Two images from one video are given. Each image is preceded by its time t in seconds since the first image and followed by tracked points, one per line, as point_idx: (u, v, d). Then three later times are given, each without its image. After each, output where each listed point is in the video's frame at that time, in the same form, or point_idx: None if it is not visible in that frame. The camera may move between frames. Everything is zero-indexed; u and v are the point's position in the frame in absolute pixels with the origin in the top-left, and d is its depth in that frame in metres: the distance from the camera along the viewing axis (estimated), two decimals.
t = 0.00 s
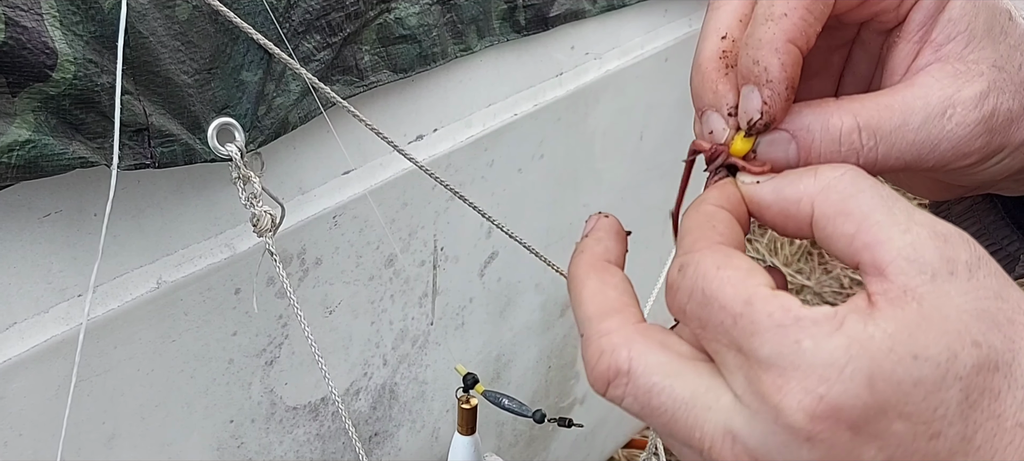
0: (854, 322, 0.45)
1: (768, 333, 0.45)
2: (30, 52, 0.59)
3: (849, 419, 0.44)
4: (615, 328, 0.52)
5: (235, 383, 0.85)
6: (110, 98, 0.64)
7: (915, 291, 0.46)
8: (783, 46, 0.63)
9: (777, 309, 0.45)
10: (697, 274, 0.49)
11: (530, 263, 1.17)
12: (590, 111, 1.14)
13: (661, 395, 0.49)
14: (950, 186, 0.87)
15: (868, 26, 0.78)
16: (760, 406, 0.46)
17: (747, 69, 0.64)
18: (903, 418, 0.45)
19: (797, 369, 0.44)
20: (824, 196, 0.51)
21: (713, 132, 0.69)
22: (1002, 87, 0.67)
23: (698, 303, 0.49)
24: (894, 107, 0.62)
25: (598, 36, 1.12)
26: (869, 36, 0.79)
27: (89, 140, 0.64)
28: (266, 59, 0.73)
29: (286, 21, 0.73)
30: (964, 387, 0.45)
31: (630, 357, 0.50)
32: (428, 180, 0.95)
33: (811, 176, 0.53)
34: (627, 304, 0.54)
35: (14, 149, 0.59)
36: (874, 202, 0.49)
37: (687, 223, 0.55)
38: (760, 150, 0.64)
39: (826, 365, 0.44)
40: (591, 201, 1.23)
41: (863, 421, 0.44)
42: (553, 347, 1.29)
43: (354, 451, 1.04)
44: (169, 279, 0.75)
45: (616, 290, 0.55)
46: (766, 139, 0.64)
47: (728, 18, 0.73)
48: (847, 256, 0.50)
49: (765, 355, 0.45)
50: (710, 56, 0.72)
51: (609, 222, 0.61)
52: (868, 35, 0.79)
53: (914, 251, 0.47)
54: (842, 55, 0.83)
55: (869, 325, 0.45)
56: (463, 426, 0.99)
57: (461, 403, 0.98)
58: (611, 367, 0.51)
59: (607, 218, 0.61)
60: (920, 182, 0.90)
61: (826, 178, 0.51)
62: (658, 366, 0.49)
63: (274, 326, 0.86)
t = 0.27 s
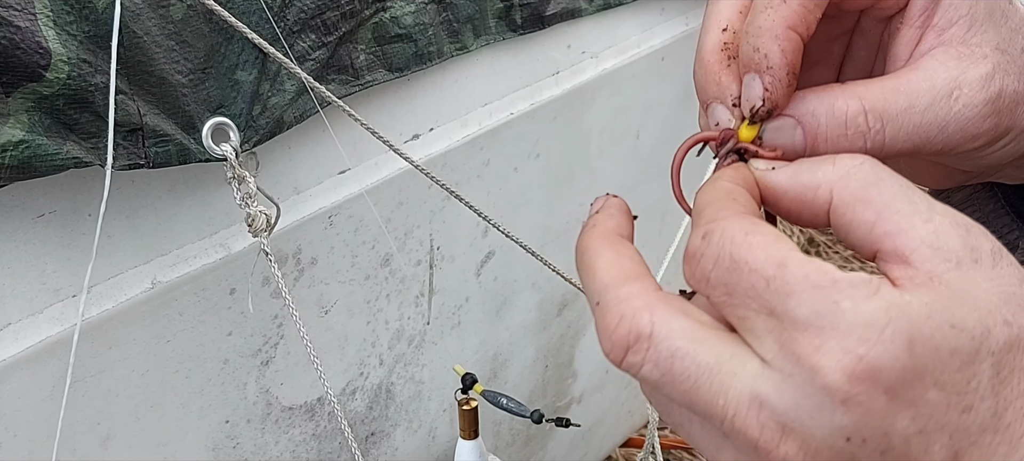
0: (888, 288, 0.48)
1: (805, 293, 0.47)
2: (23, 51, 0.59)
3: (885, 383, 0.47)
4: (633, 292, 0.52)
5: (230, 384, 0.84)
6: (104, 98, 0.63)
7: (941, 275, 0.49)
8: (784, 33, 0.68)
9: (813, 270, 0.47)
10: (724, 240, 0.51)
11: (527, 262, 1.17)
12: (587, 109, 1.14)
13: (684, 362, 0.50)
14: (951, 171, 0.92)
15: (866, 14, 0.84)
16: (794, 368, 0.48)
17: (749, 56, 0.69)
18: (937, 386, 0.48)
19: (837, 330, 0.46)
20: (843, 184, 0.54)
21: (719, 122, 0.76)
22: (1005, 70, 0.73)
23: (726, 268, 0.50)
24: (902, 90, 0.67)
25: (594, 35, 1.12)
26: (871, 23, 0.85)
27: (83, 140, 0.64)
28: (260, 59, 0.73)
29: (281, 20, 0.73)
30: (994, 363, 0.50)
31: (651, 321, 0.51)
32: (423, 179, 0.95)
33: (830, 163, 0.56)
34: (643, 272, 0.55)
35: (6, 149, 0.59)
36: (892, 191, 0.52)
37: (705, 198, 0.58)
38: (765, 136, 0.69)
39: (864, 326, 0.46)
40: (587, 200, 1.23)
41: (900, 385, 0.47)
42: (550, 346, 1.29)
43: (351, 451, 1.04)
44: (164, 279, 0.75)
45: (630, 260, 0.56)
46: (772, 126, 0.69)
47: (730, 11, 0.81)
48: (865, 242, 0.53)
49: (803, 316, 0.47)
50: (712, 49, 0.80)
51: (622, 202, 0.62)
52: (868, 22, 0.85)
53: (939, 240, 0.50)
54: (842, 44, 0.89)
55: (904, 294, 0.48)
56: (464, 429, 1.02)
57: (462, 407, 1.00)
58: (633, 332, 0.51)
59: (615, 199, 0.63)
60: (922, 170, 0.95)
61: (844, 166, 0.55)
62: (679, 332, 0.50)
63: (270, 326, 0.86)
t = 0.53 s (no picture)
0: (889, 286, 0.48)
1: (804, 289, 0.48)
2: (13, 50, 0.59)
3: (881, 382, 0.48)
4: (634, 283, 0.53)
5: (222, 383, 0.84)
6: (94, 97, 0.63)
7: (942, 276, 0.50)
8: (776, 21, 0.72)
9: (812, 266, 0.48)
10: (722, 233, 0.52)
11: (521, 261, 1.17)
12: (580, 108, 1.14)
13: (681, 355, 0.51)
14: (954, 163, 0.93)
15: (859, 8, 0.89)
16: (791, 365, 0.48)
17: (742, 44, 0.73)
18: (934, 387, 0.49)
19: (835, 328, 0.47)
20: (846, 181, 0.54)
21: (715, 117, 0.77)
22: (1002, 50, 0.74)
23: (724, 261, 0.51)
24: (898, 69, 0.67)
25: (588, 33, 1.12)
26: (863, 17, 0.90)
27: (73, 139, 0.63)
28: (251, 58, 0.73)
29: (272, 19, 0.73)
30: (993, 364, 0.50)
31: (650, 313, 0.52)
32: (416, 178, 0.95)
33: (834, 157, 0.56)
34: (646, 264, 0.55)
35: None
36: (896, 188, 0.52)
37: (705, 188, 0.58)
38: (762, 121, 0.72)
39: (862, 325, 0.47)
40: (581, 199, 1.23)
41: (895, 387, 0.48)
42: (544, 345, 1.29)
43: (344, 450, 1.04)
44: (155, 278, 0.74)
45: (634, 249, 0.56)
46: (767, 111, 0.71)
47: (721, 7, 0.83)
48: (866, 241, 0.53)
49: (802, 312, 0.48)
50: (706, 44, 0.82)
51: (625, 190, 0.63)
52: (860, 15, 0.90)
53: (941, 240, 0.50)
54: (835, 41, 0.93)
55: (904, 292, 0.48)
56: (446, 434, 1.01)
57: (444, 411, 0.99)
58: (631, 322, 0.52)
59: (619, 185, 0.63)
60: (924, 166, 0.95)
61: (849, 161, 0.55)
62: (678, 324, 0.51)
63: (261, 325, 0.86)
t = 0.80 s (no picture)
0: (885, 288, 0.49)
1: (800, 291, 0.49)
2: (9, 48, 0.58)
3: (877, 385, 0.49)
4: (632, 285, 0.55)
5: (220, 381, 0.84)
6: (90, 94, 0.63)
7: (942, 277, 0.50)
8: (776, 21, 0.74)
9: (808, 269, 0.50)
10: (720, 235, 0.53)
11: (519, 259, 1.17)
12: (578, 106, 1.14)
13: (679, 356, 0.52)
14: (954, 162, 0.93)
15: (858, 6, 0.90)
16: (788, 367, 0.50)
17: (742, 45, 0.75)
18: (930, 390, 0.50)
19: (830, 332, 0.48)
20: (847, 180, 0.55)
21: (715, 115, 0.78)
22: (1002, 50, 0.74)
23: (722, 264, 0.53)
24: (897, 71, 0.69)
25: (585, 30, 1.12)
26: (861, 14, 0.90)
27: (69, 136, 0.63)
28: (248, 55, 0.73)
29: (269, 16, 0.73)
30: (992, 366, 0.51)
31: (647, 315, 0.53)
32: (412, 176, 0.94)
33: (835, 157, 0.57)
34: (644, 265, 0.57)
35: None
36: (897, 189, 0.53)
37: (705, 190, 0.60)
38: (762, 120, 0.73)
39: (857, 328, 0.48)
40: (579, 197, 1.23)
41: (891, 390, 0.49)
42: (543, 343, 1.29)
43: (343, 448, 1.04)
44: (153, 276, 0.74)
45: (633, 251, 0.58)
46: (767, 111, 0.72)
47: (721, 5, 0.84)
48: (867, 240, 0.54)
49: (798, 315, 0.49)
50: (706, 42, 0.83)
51: (627, 193, 0.65)
52: (860, 13, 0.90)
53: (942, 239, 0.51)
54: (835, 37, 0.95)
55: (901, 294, 0.49)
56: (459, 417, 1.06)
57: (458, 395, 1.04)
58: (628, 324, 0.54)
59: (621, 189, 0.65)
60: (924, 165, 0.96)
61: (849, 160, 0.56)
62: (675, 325, 0.53)
63: (259, 323, 0.86)
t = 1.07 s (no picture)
0: (881, 288, 0.49)
1: (795, 292, 0.49)
2: (8, 47, 0.59)
3: (872, 385, 0.49)
4: (631, 285, 0.55)
5: (219, 380, 0.84)
6: (89, 93, 0.63)
7: (940, 277, 0.50)
8: (776, 19, 0.74)
9: (804, 270, 0.50)
10: (719, 236, 0.54)
11: (518, 258, 1.17)
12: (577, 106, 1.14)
13: (676, 355, 0.53)
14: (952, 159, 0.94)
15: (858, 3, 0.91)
16: (784, 367, 0.50)
17: (742, 43, 0.75)
18: (926, 390, 0.50)
19: (825, 331, 0.49)
20: (846, 180, 0.55)
21: (715, 113, 0.79)
22: (1002, 47, 0.74)
23: (719, 263, 0.53)
24: (897, 69, 0.69)
25: (584, 29, 1.12)
26: (861, 12, 0.91)
27: (68, 136, 0.63)
28: (247, 54, 0.73)
29: (268, 16, 0.73)
30: (988, 366, 0.51)
31: (645, 315, 0.54)
32: (411, 175, 0.95)
33: (834, 158, 0.57)
34: (644, 264, 0.58)
35: None
36: (895, 189, 0.53)
37: (704, 190, 0.60)
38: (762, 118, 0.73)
39: (852, 328, 0.48)
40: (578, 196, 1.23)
41: (886, 389, 0.49)
42: (542, 342, 1.29)
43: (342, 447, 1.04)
44: (152, 275, 0.74)
45: (632, 252, 0.58)
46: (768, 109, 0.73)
47: (721, 3, 0.84)
48: (866, 240, 0.54)
49: (792, 315, 0.49)
50: (706, 39, 0.83)
51: (627, 193, 0.65)
52: (859, 10, 0.91)
53: (939, 239, 0.51)
54: (834, 35, 0.95)
55: (897, 293, 0.49)
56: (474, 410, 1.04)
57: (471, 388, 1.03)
58: (627, 324, 0.54)
59: (622, 188, 0.66)
60: (923, 162, 0.96)
61: (848, 161, 0.56)
62: (673, 326, 0.53)
63: (258, 322, 0.86)
